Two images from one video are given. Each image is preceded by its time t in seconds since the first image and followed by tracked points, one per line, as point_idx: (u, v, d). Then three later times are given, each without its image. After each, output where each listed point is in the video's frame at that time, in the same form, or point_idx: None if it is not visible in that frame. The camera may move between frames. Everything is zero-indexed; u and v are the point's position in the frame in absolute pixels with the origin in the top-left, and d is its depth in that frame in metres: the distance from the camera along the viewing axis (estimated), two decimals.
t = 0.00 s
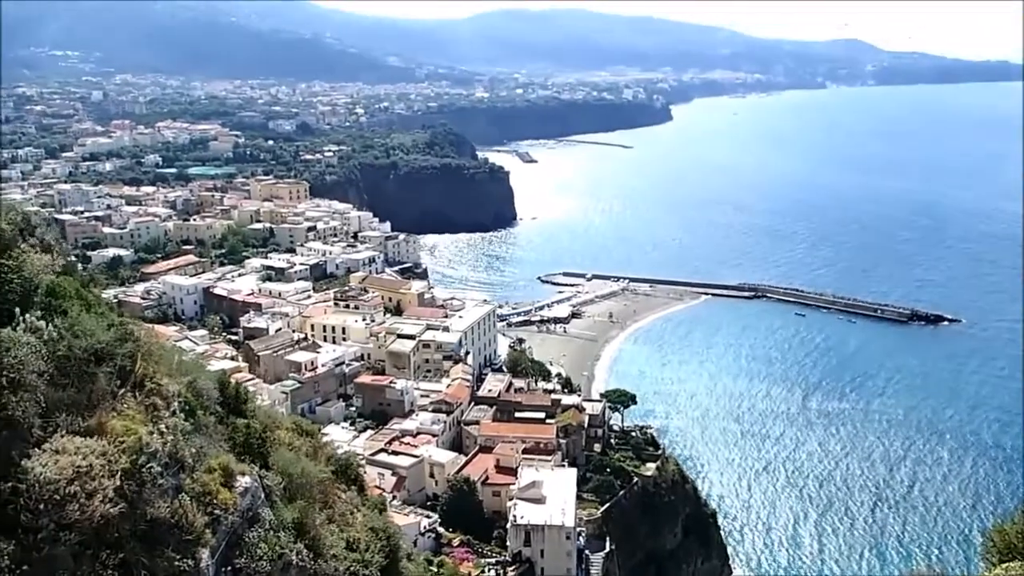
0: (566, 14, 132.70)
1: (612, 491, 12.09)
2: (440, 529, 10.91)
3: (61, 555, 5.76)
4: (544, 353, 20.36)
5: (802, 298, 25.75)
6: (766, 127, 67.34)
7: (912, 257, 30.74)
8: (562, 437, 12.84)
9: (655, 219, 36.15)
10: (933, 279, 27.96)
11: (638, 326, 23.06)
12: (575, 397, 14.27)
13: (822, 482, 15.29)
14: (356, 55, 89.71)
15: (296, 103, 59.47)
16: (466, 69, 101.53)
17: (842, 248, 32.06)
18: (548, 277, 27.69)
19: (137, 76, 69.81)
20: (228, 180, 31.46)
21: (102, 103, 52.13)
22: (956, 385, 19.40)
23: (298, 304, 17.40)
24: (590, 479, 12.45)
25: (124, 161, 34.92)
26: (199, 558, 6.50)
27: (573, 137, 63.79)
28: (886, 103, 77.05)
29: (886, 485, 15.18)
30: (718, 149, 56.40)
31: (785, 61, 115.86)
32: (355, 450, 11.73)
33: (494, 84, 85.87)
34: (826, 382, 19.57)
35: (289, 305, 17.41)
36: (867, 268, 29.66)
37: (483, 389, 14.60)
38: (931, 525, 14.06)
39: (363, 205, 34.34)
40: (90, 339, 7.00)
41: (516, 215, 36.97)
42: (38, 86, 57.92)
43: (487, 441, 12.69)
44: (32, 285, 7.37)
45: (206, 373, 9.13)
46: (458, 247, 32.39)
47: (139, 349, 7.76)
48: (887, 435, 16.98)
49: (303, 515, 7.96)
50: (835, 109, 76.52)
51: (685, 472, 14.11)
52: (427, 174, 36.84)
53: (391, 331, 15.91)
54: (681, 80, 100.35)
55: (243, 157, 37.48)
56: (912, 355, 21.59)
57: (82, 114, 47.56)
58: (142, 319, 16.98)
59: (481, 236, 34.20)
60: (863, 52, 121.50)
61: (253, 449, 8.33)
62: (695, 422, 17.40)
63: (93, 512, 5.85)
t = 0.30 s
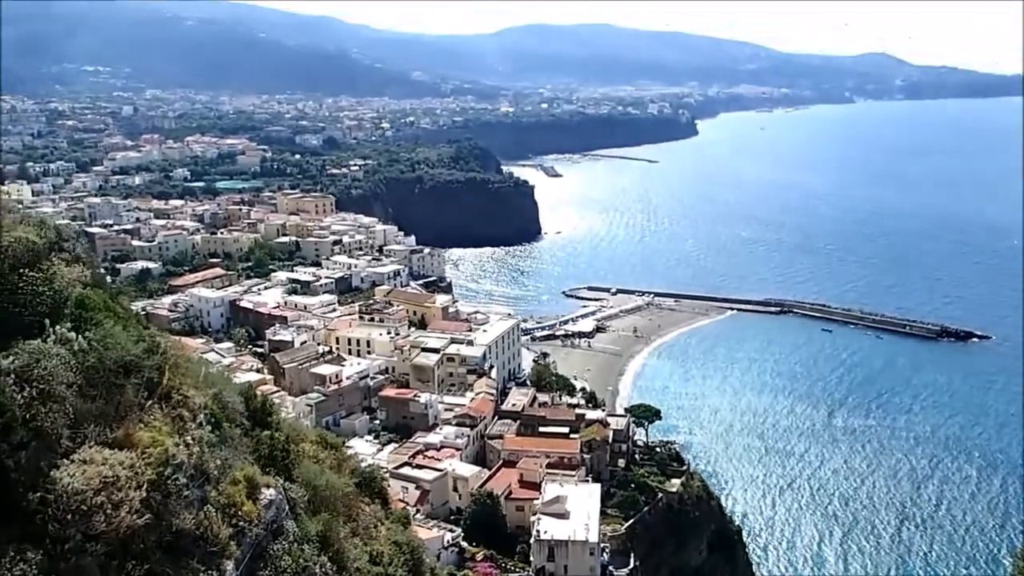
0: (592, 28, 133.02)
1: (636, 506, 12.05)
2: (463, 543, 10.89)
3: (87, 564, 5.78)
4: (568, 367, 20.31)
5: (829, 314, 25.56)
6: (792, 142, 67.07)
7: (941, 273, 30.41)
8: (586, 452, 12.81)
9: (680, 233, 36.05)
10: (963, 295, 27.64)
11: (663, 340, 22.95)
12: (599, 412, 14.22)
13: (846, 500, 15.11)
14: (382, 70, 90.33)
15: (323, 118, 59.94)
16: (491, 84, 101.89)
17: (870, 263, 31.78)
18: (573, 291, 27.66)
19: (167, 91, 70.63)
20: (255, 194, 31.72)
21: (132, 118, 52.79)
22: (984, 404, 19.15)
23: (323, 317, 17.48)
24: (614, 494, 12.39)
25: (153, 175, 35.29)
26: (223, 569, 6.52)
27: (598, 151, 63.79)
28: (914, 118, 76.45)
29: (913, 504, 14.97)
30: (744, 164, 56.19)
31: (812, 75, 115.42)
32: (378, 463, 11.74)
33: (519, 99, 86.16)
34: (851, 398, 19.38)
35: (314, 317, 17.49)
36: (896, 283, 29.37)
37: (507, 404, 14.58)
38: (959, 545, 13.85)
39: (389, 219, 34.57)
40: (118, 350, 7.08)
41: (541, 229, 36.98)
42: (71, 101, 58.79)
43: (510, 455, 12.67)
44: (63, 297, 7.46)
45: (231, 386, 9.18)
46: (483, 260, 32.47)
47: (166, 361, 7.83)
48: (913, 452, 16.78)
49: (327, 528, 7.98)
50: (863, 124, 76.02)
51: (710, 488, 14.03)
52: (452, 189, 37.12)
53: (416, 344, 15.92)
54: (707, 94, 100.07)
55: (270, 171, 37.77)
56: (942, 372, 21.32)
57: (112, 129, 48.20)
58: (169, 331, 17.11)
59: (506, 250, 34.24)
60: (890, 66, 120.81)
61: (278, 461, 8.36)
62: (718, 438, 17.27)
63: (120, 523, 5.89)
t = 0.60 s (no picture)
0: (602, 35, 133.20)
1: (648, 514, 12.02)
2: (475, 551, 10.85)
3: (99, 571, 5.79)
4: (579, 374, 20.27)
5: (842, 320, 25.43)
6: (803, 148, 66.89)
7: (954, 279, 30.26)
8: (598, 459, 12.78)
9: (692, 240, 35.98)
10: (977, 302, 27.46)
11: (675, 347, 22.88)
12: (611, 420, 14.17)
13: (857, 508, 15.00)
14: (394, 77, 90.58)
15: (334, 125, 60.15)
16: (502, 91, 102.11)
17: (883, 269, 31.62)
18: (584, 298, 27.62)
19: (180, 99, 70.98)
20: (267, 201, 31.84)
21: (145, 126, 53.14)
22: (996, 411, 19.03)
23: (335, 325, 17.51)
24: (626, 502, 12.36)
25: (165, 183, 35.47)
26: None
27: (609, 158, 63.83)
28: (927, 124, 76.20)
29: (924, 512, 14.85)
30: (755, 170, 56.10)
31: (823, 80, 115.28)
32: (390, 470, 11.72)
33: (530, 106, 86.30)
34: (861, 404, 19.28)
35: (326, 325, 17.52)
36: (908, 289, 29.23)
37: (518, 411, 14.55)
38: (970, 554, 13.74)
39: (400, 225, 34.61)
40: (131, 358, 7.11)
41: (553, 237, 36.87)
42: (84, 110, 59.12)
43: (522, 462, 12.65)
44: (76, 305, 7.49)
45: (244, 393, 9.21)
46: (494, 267, 32.48)
47: (178, 369, 7.86)
48: (924, 459, 16.69)
49: (339, 536, 7.97)
50: (876, 129, 75.80)
51: (722, 496, 13.97)
52: (463, 196, 37.15)
53: (427, 351, 15.91)
54: (718, 101, 99.98)
55: (282, 179, 37.90)
56: (956, 378, 21.21)
57: (126, 137, 48.51)
58: (182, 339, 17.16)
59: (517, 257, 34.24)
60: (902, 72, 120.59)
61: (290, 468, 8.37)
62: (727, 445, 17.18)
63: (132, 531, 5.90)
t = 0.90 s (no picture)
0: (604, 45, 133.39)
1: (651, 524, 11.99)
2: (476, 561, 10.81)
3: None
4: (581, 384, 20.24)
5: (844, 330, 25.39)
6: (804, 157, 66.96)
7: (957, 288, 30.23)
8: (599, 469, 12.75)
9: (694, 249, 35.96)
10: (979, 313, 27.42)
11: (676, 357, 22.85)
12: (613, 430, 14.14)
13: (858, 518, 14.95)
14: (395, 86, 90.71)
15: (336, 135, 60.22)
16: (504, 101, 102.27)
17: (885, 279, 31.59)
18: (586, 307, 27.60)
19: (182, 108, 71.07)
20: (268, 211, 31.84)
21: (147, 135, 53.22)
22: (995, 421, 19.01)
23: (336, 334, 17.49)
24: (627, 512, 12.33)
25: (167, 192, 35.49)
26: None
27: (610, 167, 63.92)
28: (927, 133, 76.30)
29: (924, 522, 14.80)
30: (757, 180, 56.12)
31: (824, 90, 115.45)
32: (391, 480, 11.69)
33: (531, 115, 86.39)
34: (861, 414, 19.26)
35: (327, 334, 17.49)
36: (910, 298, 29.20)
37: (520, 421, 14.53)
38: (970, 565, 13.69)
39: (402, 234, 34.60)
40: (132, 367, 7.11)
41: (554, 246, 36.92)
42: (87, 119, 59.21)
43: (523, 472, 12.62)
44: (77, 314, 7.48)
45: (245, 402, 9.19)
46: (496, 277, 32.49)
47: (179, 379, 7.86)
48: (923, 469, 16.66)
49: (340, 547, 7.95)
50: (877, 139, 75.90)
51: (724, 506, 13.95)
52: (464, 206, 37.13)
53: (429, 360, 15.88)
54: (719, 110, 100.12)
55: (284, 188, 37.92)
56: (958, 387, 21.16)
57: (128, 147, 48.59)
58: (183, 348, 17.15)
59: (519, 266, 34.24)
60: (903, 83, 120.73)
61: (291, 478, 8.36)
62: (726, 455, 17.14)
63: (133, 541, 5.90)
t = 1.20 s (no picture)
0: (604, 51, 133.57)
1: (650, 531, 12.08)
2: (474, 568, 10.79)
3: None
4: (580, 390, 20.23)
5: (844, 336, 25.39)
6: (804, 163, 67.02)
7: (957, 295, 30.23)
8: (598, 476, 12.74)
9: (694, 256, 35.94)
10: (979, 320, 27.42)
11: (676, 363, 22.85)
12: (613, 436, 14.13)
13: (855, 526, 14.90)
14: (396, 91, 90.83)
15: (336, 140, 60.26)
16: (504, 107, 102.38)
17: (885, 285, 31.60)
18: (585, 313, 27.61)
19: (183, 113, 71.14)
20: (268, 216, 31.84)
21: (148, 140, 53.26)
22: (993, 428, 19.00)
23: (336, 340, 17.48)
24: (627, 519, 12.32)
25: (167, 197, 35.50)
26: None
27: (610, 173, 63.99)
28: (927, 140, 76.44)
29: (921, 530, 14.77)
30: (757, 186, 56.12)
31: (824, 96, 115.64)
32: (389, 487, 11.67)
33: (532, 121, 86.45)
34: (858, 420, 19.26)
35: (327, 339, 17.47)
36: (910, 305, 29.18)
37: (519, 427, 14.51)
38: (967, 572, 13.65)
39: (402, 240, 34.64)
40: (131, 372, 7.10)
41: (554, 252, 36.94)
42: (87, 124, 59.25)
43: (522, 478, 12.61)
44: (77, 318, 7.46)
45: (243, 408, 9.17)
46: (496, 282, 32.50)
47: (178, 383, 7.85)
48: (921, 476, 16.64)
49: (338, 552, 7.92)
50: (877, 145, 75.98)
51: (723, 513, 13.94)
52: (464, 212, 37.17)
53: (428, 366, 15.87)
54: (719, 116, 100.22)
55: (284, 193, 37.93)
56: (958, 395, 21.13)
57: (128, 151, 48.61)
58: (182, 353, 17.13)
59: (519, 271, 34.24)
60: (903, 90, 120.89)
61: (290, 483, 8.35)
62: (723, 462, 17.11)
63: (130, 547, 5.89)
